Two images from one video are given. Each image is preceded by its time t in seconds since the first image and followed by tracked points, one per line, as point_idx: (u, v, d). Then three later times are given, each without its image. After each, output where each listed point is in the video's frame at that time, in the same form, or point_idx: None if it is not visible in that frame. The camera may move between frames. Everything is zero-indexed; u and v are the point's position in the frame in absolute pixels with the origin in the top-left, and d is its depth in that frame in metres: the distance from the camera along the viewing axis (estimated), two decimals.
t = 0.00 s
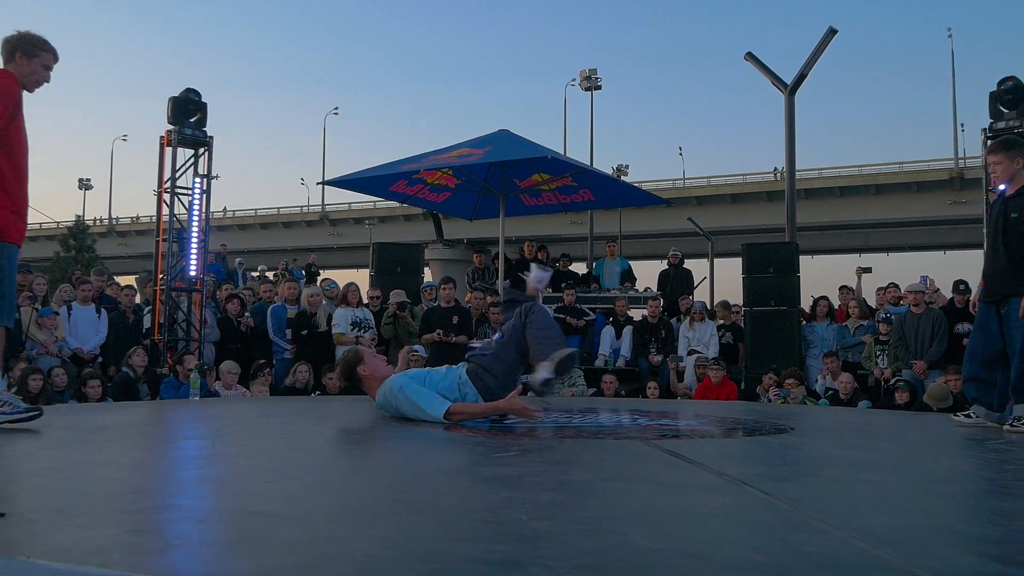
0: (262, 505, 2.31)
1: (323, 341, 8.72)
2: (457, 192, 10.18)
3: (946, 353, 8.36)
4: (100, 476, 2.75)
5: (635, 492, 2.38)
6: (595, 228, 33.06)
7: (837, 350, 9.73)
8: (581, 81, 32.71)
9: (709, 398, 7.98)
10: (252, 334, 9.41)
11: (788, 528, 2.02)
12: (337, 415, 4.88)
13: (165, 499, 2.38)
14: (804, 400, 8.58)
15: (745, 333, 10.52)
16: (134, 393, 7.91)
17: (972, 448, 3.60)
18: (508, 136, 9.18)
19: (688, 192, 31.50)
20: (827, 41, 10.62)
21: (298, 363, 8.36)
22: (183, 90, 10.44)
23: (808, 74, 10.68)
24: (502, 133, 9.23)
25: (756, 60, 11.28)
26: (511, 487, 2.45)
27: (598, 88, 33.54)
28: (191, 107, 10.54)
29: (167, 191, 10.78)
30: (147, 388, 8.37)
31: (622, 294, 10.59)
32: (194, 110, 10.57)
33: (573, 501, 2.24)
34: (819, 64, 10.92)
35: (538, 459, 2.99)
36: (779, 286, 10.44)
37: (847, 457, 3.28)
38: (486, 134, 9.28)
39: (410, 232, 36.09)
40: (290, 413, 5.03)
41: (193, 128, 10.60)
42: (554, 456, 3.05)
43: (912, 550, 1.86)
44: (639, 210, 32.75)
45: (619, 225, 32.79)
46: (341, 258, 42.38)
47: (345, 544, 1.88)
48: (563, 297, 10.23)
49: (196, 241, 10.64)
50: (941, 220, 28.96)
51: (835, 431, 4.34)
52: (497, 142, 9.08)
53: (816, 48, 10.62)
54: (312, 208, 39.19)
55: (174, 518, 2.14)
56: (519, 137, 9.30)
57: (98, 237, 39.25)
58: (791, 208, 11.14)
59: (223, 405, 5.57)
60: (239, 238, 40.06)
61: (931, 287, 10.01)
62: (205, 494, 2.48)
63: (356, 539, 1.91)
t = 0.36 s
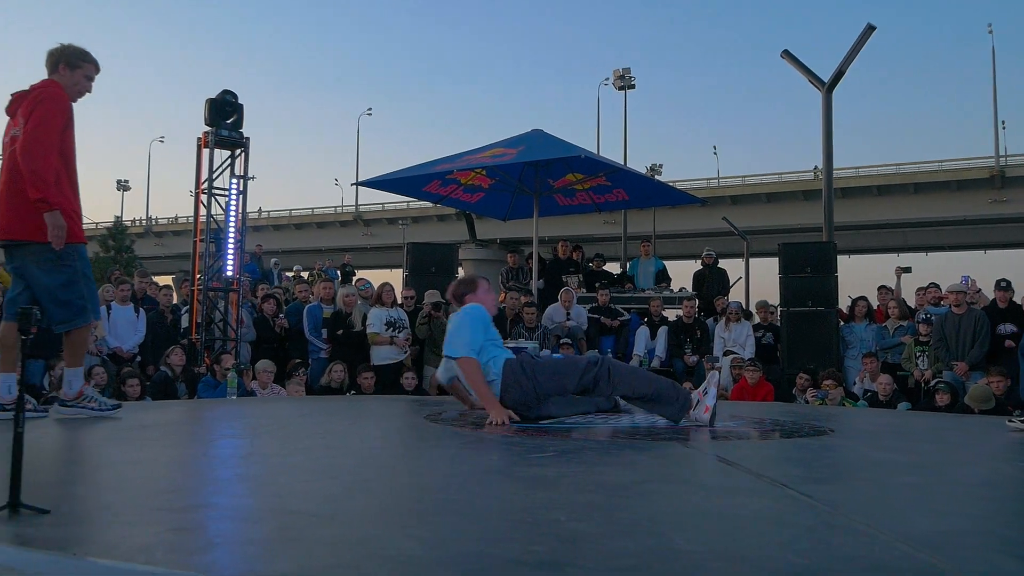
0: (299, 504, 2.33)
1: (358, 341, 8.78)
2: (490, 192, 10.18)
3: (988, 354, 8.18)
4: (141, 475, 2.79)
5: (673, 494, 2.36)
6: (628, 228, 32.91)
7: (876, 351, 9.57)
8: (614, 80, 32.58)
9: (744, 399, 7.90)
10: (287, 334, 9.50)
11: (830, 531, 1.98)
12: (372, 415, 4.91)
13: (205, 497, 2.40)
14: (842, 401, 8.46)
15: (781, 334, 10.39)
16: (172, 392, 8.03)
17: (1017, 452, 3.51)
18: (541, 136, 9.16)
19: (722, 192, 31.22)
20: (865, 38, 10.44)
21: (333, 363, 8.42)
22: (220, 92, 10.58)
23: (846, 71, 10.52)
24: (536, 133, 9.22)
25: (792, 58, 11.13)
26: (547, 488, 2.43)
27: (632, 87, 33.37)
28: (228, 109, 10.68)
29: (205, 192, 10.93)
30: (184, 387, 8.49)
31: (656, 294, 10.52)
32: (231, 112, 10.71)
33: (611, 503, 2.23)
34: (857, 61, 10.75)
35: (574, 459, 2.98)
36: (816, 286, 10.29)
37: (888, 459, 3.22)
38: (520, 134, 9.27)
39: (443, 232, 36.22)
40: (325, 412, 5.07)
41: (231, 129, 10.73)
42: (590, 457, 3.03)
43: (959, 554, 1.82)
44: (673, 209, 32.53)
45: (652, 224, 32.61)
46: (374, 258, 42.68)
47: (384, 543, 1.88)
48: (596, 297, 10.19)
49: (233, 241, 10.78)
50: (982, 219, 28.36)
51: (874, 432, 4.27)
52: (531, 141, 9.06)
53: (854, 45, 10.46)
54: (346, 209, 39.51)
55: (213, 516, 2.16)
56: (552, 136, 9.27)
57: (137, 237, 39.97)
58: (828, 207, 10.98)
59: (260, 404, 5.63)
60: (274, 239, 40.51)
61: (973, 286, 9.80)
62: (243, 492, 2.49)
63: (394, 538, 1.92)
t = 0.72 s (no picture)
0: (307, 505, 2.34)
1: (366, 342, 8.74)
2: (500, 192, 10.19)
3: (997, 353, 8.13)
4: (151, 476, 2.80)
5: (679, 493, 2.36)
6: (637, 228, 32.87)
7: (885, 350, 9.54)
8: (624, 80, 32.55)
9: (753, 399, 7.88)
10: (296, 334, 9.53)
11: (837, 530, 1.98)
12: (381, 415, 4.92)
13: (215, 499, 2.42)
14: (851, 401, 8.44)
15: (791, 333, 10.36)
16: (182, 392, 8.06)
17: None
18: (551, 136, 9.16)
19: (731, 191, 31.15)
20: (876, 37, 10.40)
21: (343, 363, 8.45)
22: (230, 92, 10.62)
23: (856, 70, 10.48)
24: (545, 133, 9.22)
25: (802, 57, 11.10)
26: (555, 488, 2.44)
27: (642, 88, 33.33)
28: (237, 109, 10.71)
29: (214, 192, 10.98)
30: (193, 388, 8.52)
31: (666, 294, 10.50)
32: (241, 112, 10.75)
33: (617, 502, 2.23)
34: (867, 60, 10.71)
35: (582, 459, 2.98)
36: (826, 286, 10.26)
37: (896, 458, 3.21)
38: (529, 134, 9.28)
39: (452, 232, 36.25)
40: (334, 413, 5.08)
41: (240, 130, 10.77)
42: (599, 457, 3.03)
43: (965, 553, 1.81)
44: (682, 209, 32.48)
45: (661, 224, 32.57)
46: (383, 259, 42.76)
47: (391, 543, 1.89)
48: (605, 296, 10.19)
49: (242, 241, 10.81)
50: (993, 218, 28.20)
51: (883, 432, 4.26)
52: (540, 141, 9.06)
53: (864, 44, 10.42)
54: (355, 210, 39.59)
55: (221, 518, 2.16)
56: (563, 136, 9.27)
57: (148, 238, 40.19)
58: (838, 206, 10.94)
59: (269, 405, 5.66)
60: (284, 239, 40.63)
61: (982, 286, 9.76)
62: (253, 494, 2.51)
63: (400, 539, 1.92)
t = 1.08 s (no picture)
0: (275, 510, 2.32)
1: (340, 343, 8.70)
2: (474, 193, 10.19)
3: (963, 351, 8.27)
4: (117, 481, 2.76)
5: (648, 493, 2.37)
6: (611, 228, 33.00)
7: (855, 349, 9.65)
8: (598, 81, 32.68)
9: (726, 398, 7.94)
10: (268, 337, 9.46)
11: (802, 528, 2.00)
12: (353, 418, 4.89)
13: (181, 504, 2.39)
14: (822, 398, 8.53)
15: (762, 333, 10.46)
16: (151, 395, 7.97)
17: (987, 447, 3.56)
18: (524, 137, 9.18)
19: (704, 192, 31.38)
20: (844, 40, 10.54)
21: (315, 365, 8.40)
22: (200, 92, 10.51)
23: (825, 73, 10.61)
24: (519, 133, 9.23)
25: (773, 59, 11.20)
26: (525, 489, 2.44)
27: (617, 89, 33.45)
28: (207, 109, 10.60)
29: (184, 193, 10.86)
30: (163, 391, 8.42)
31: (639, 294, 10.56)
32: (211, 113, 10.64)
33: (586, 502, 2.24)
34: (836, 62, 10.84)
35: (553, 460, 2.99)
36: (797, 286, 10.38)
37: (862, 456, 3.25)
38: (503, 135, 9.29)
39: (427, 233, 36.14)
40: (306, 415, 5.05)
41: (210, 130, 10.68)
42: (570, 458, 3.04)
43: (925, 549, 1.84)
44: (656, 210, 32.67)
45: (636, 225, 32.71)
46: (358, 260, 42.54)
47: (358, 545, 1.89)
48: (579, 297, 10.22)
49: (213, 242, 10.70)
50: (960, 218, 28.66)
51: (851, 429, 4.31)
52: (514, 142, 9.08)
53: (833, 47, 10.55)
54: (330, 210, 39.37)
55: (188, 523, 2.14)
56: (536, 137, 9.29)
57: (119, 239, 39.67)
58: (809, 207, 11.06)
59: (240, 408, 5.60)
60: (258, 241, 40.28)
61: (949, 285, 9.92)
62: (220, 498, 2.48)
63: (368, 542, 1.92)
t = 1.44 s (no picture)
0: (249, 515, 2.29)
1: (318, 348, 8.66)
2: (452, 197, 10.18)
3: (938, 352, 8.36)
4: (89, 487, 2.72)
5: (622, 495, 2.38)
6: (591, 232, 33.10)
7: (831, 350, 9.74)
8: (577, 85, 32.80)
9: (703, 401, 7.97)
10: (245, 342, 9.40)
11: (772, 529, 2.01)
12: (330, 423, 4.86)
13: (153, 509, 2.36)
14: (798, 400, 8.60)
15: (740, 335, 10.52)
16: (127, 401, 7.88)
17: (959, 447, 3.60)
18: (502, 141, 9.18)
19: (683, 195, 31.57)
20: (819, 45, 10.64)
21: (293, 370, 8.35)
22: (175, 96, 10.42)
23: (800, 77, 10.71)
24: (496, 137, 9.23)
25: (749, 63, 11.29)
26: (499, 492, 2.44)
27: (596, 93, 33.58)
28: (183, 113, 10.51)
29: (160, 198, 10.76)
30: (139, 397, 8.33)
31: (618, 297, 10.60)
32: (186, 117, 10.54)
33: (560, 505, 2.24)
34: (811, 67, 10.94)
35: (529, 463, 2.99)
36: (774, 288, 10.46)
37: (835, 457, 3.28)
38: (480, 139, 9.29)
39: (407, 237, 36.06)
40: (283, 420, 5.01)
41: (186, 134, 10.60)
42: (545, 461, 3.04)
43: (893, 549, 1.85)
44: (635, 213, 32.82)
45: (616, 228, 32.82)
46: (338, 264, 42.37)
47: (331, 550, 1.88)
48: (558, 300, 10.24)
49: (189, 247, 10.60)
50: (935, 220, 29.00)
51: (825, 430, 4.35)
52: (491, 146, 9.08)
53: (808, 51, 10.65)
54: (309, 214, 39.18)
55: (161, 529, 2.11)
56: (513, 141, 9.29)
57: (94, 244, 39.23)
58: (785, 209, 11.14)
59: (216, 413, 5.55)
60: (236, 245, 40.01)
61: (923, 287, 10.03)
62: (193, 503, 2.45)
63: (341, 547, 1.90)
